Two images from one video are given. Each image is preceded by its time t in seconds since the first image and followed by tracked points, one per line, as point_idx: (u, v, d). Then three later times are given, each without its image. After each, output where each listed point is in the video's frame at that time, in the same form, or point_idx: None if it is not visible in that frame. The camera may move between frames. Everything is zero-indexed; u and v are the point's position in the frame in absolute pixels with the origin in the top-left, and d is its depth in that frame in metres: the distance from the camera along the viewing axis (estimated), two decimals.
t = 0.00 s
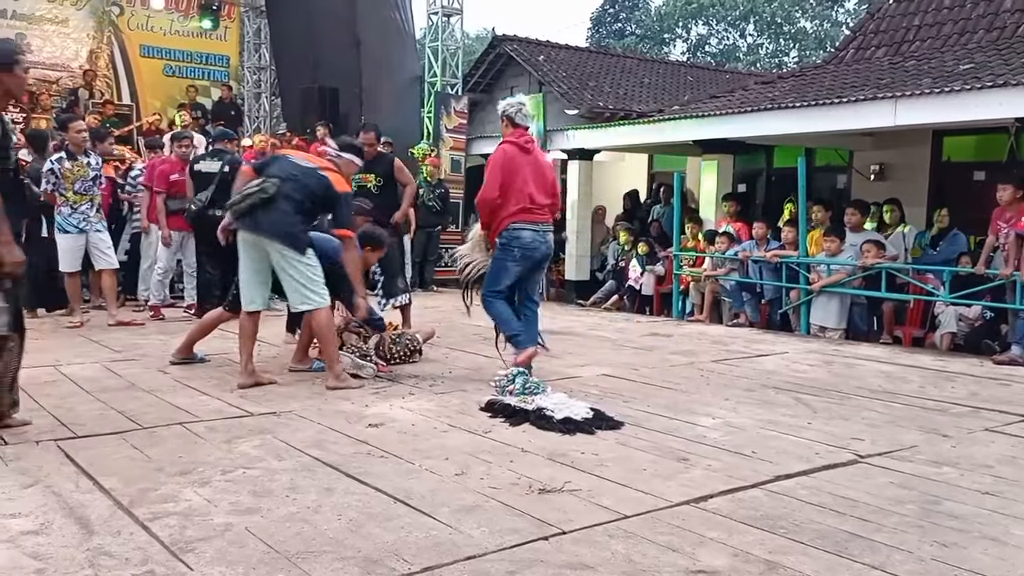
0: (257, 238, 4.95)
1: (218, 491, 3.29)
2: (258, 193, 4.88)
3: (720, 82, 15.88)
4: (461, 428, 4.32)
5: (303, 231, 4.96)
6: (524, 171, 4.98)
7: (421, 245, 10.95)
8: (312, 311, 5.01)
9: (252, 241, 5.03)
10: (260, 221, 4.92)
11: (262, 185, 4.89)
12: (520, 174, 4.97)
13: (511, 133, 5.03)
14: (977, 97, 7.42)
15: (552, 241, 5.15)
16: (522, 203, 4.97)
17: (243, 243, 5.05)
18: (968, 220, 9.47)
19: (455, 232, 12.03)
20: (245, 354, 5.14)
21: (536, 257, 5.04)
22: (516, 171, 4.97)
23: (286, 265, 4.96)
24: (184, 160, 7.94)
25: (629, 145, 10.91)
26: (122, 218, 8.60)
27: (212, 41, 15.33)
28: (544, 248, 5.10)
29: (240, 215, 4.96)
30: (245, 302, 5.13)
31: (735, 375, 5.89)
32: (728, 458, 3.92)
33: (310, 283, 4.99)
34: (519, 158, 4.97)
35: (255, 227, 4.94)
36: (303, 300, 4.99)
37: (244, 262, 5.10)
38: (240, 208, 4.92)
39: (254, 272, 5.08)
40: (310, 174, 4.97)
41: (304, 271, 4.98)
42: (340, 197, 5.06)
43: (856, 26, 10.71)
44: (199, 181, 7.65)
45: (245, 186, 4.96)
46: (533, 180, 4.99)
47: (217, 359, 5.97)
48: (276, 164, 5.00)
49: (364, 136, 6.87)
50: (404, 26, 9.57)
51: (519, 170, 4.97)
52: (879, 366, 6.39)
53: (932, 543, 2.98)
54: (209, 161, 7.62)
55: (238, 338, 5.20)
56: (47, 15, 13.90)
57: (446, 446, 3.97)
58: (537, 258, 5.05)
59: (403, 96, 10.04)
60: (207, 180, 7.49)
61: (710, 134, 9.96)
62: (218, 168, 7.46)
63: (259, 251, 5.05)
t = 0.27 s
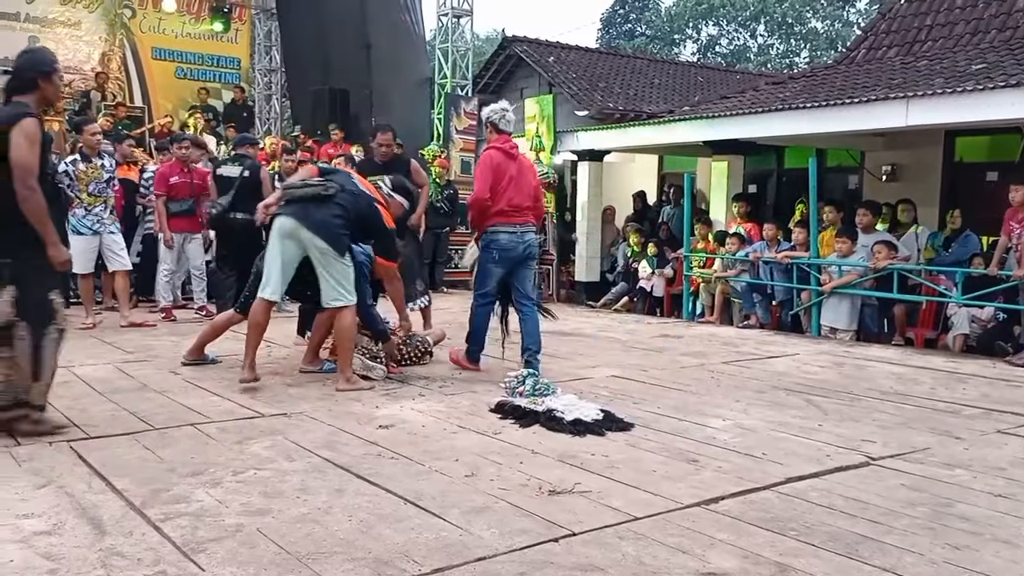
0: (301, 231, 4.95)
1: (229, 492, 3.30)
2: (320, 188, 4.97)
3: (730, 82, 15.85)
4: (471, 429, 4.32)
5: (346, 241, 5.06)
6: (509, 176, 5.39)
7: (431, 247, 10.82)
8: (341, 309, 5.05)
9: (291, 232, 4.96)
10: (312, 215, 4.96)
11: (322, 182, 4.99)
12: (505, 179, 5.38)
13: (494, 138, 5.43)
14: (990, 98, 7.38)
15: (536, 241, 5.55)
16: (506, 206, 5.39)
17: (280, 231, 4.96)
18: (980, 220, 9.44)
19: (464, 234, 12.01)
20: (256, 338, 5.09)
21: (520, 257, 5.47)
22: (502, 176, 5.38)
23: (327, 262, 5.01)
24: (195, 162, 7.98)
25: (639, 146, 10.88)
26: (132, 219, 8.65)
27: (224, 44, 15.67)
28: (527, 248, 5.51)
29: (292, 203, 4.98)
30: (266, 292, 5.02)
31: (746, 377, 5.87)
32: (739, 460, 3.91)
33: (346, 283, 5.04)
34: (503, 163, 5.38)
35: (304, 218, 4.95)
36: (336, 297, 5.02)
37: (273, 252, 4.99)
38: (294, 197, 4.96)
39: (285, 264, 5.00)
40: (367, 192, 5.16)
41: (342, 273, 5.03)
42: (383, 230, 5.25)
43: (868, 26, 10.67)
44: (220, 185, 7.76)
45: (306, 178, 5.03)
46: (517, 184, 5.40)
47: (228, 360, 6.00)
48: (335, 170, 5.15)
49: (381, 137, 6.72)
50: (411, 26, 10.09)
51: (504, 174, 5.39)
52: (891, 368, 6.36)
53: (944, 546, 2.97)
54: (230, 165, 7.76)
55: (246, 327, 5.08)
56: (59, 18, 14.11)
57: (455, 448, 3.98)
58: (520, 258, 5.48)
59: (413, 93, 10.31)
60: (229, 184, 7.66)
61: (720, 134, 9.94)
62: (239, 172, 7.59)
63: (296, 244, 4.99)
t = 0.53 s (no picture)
0: (336, 238, 4.97)
1: (245, 493, 3.32)
2: (359, 200, 5.04)
3: (745, 83, 15.80)
4: (485, 431, 4.33)
5: (378, 256, 5.11)
6: (493, 181, 5.84)
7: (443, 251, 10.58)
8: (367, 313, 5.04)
9: (323, 238, 4.97)
10: (348, 225, 5.00)
11: (359, 194, 5.06)
12: (491, 183, 5.85)
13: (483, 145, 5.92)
14: (1006, 98, 7.32)
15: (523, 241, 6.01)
16: (492, 208, 5.85)
17: (313, 237, 4.97)
18: (997, 222, 9.35)
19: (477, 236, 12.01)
20: (271, 339, 4.89)
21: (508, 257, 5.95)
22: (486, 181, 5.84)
23: (357, 269, 5.02)
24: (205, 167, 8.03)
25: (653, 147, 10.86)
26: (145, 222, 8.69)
27: (240, 48, 15.90)
28: (515, 247, 5.97)
29: (329, 212, 5.02)
30: (293, 294, 4.95)
31: (761, 379, 5.85)
32: (754, 462, 3.90)
33: (375, 290, 5.07)
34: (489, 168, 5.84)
35: (341, 226, 4.99)
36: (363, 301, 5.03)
37: (303, 256, 4.98)
38: (331, 206, 5.01)
39: (315, 269, 4.99)
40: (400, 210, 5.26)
41: (370, 281, 5.05)
42: (410, 252, 5.33)
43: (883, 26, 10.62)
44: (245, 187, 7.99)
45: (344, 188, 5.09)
46: (501, 187, 5.84)
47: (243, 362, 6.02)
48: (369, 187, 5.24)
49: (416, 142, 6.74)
50: (426, 30, 10.34)
51: (491, 179, 5.86)
52: (908, 370, 6.32)
53: (961, 549, 2.95)
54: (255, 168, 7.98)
55: (261, 328, 4.89)
56: (77, 23, 14.36)
57: (470, 450, 3.98)
58: (508, 257, 5.95)
59: (429, 97, 10.51)
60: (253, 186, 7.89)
61: (735, 135, 9.92)
62: (263, 176, 7.78)
63: (328, 251, 4.99)
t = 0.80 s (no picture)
0: (351, 237, 4.98)
1: (251, 492, 3.33)
2: (373, 198, 5.04)
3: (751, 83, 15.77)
4: (491, 431, 4.33)
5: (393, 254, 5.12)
6: (492, 180, 5.98)
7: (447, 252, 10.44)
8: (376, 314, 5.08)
9: (339, 238, 4.98)
10: (363, 224, 5.01)
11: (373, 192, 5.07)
12: (492, 182, 6.00)
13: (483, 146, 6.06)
14: (1014, 97, 7.30)
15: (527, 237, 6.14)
16: (492, 207, 5.99)
17: (328, 237, 4.99)
18: (1006, 221, 9.31)
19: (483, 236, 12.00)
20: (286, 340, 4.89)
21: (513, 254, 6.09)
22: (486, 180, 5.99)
23: (371, 270, 5.02)
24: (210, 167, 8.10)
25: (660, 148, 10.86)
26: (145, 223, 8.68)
27: (248, 48, 15.97)
28: (518, 244, 6.11)
29: (344, 211, 5.03)
30: (308, 295, 4.95)
31: (768, 379, 5.84)
32: (760, 463, 3.89)
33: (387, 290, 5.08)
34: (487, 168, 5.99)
35: (356, 225, 5.00)
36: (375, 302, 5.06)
37: (318, 256, 4.99)
38: (346, 205, 5.02)
39: (330, 269, 4.99)
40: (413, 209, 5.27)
41: (384, 282, 5.06)
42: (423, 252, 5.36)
43: (891, 25, 10.60)
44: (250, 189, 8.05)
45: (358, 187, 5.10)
46: (500, 186, 5.97)
47: (249, 362, 6.04)
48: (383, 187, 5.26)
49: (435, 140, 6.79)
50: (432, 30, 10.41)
51: (491, 178, 6.00)
52: (915, 370, 6.31)
53: (968, 550, 2.94)
54: (260, 171, 8.05)
55: (277, 330, 4.89)
56: (85, 24, 14.47)
57: (475, 450, 3.98)
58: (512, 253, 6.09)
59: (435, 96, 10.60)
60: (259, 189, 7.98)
61: (742, 135, 9.90)
62: (269, 177, 7.97)
63: (343, 251, 5.00)
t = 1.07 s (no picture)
0: (355, 235, 4.99)
1: (256, 494, 3.33)
2: (374, 193, 5.04)
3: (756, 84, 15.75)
4: (495, 433, 4.33)
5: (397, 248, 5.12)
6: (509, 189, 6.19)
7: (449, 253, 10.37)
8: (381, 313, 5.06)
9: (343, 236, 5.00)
10: (365, 220, 5.02)
11: (373, 187, 5.06)
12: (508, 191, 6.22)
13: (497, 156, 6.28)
14: (1020, 98, 7.27)
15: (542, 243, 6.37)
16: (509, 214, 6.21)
17: (332, 235, 5.00)
18: (1012, 222, 9.28)
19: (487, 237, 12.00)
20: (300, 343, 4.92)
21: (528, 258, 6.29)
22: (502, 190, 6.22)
23: (374, 266, 5.02)
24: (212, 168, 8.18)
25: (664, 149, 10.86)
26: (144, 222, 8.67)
27: (253, 51, 16.23)
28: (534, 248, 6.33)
29: (347, 209, 5.05)
30: (315, 296, 4.96)
31: (773, 381, 5.83)
32: (765, 465, 3.89)
33: (389, 289, 5.06)
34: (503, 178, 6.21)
35: (358, 222, 5.01)
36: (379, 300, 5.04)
37: (323, 254, 5.01)
38: (348, 202, 5.03)
39: (335, 268, 4.99)
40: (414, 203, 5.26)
41: (388, 279, 5.06)
42: (428, 245, 5.35)
43: (896, 26, 10.59)
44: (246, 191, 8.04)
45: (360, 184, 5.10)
46: (517, 194, 6.19)
47: (254, 364, 6.04)
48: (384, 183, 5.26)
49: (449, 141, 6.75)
50: (437, 32, 10.31)
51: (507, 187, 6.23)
52: (921, 372, 6.29)
53: (974, 552, 2.93)
54: (255, 173, 8.04)
55: (291, 332, 4.93)
56: (90, 26, 14.59)
57: (480, 451, 3.98)
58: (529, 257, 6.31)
59: (440, 99, 10.52)
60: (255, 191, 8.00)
61: (746, 136, 9.90)
62: (265, 180, 8.00)
63: (347, 249, 5.01)
